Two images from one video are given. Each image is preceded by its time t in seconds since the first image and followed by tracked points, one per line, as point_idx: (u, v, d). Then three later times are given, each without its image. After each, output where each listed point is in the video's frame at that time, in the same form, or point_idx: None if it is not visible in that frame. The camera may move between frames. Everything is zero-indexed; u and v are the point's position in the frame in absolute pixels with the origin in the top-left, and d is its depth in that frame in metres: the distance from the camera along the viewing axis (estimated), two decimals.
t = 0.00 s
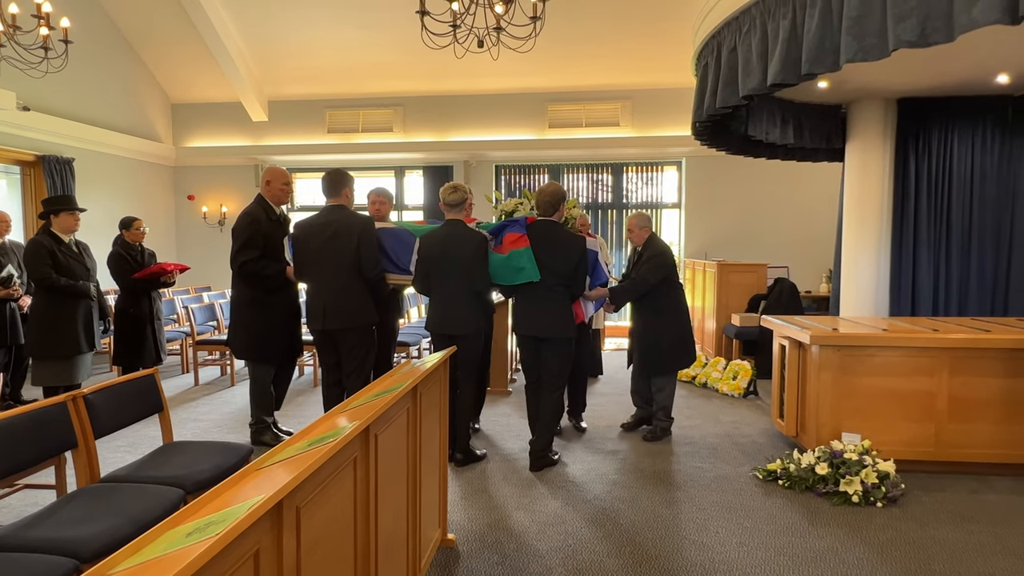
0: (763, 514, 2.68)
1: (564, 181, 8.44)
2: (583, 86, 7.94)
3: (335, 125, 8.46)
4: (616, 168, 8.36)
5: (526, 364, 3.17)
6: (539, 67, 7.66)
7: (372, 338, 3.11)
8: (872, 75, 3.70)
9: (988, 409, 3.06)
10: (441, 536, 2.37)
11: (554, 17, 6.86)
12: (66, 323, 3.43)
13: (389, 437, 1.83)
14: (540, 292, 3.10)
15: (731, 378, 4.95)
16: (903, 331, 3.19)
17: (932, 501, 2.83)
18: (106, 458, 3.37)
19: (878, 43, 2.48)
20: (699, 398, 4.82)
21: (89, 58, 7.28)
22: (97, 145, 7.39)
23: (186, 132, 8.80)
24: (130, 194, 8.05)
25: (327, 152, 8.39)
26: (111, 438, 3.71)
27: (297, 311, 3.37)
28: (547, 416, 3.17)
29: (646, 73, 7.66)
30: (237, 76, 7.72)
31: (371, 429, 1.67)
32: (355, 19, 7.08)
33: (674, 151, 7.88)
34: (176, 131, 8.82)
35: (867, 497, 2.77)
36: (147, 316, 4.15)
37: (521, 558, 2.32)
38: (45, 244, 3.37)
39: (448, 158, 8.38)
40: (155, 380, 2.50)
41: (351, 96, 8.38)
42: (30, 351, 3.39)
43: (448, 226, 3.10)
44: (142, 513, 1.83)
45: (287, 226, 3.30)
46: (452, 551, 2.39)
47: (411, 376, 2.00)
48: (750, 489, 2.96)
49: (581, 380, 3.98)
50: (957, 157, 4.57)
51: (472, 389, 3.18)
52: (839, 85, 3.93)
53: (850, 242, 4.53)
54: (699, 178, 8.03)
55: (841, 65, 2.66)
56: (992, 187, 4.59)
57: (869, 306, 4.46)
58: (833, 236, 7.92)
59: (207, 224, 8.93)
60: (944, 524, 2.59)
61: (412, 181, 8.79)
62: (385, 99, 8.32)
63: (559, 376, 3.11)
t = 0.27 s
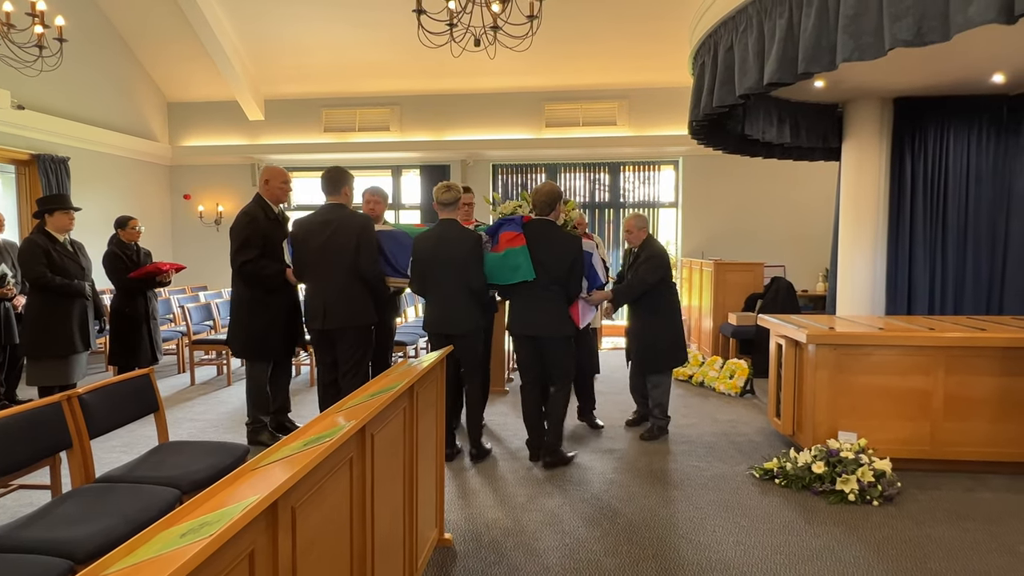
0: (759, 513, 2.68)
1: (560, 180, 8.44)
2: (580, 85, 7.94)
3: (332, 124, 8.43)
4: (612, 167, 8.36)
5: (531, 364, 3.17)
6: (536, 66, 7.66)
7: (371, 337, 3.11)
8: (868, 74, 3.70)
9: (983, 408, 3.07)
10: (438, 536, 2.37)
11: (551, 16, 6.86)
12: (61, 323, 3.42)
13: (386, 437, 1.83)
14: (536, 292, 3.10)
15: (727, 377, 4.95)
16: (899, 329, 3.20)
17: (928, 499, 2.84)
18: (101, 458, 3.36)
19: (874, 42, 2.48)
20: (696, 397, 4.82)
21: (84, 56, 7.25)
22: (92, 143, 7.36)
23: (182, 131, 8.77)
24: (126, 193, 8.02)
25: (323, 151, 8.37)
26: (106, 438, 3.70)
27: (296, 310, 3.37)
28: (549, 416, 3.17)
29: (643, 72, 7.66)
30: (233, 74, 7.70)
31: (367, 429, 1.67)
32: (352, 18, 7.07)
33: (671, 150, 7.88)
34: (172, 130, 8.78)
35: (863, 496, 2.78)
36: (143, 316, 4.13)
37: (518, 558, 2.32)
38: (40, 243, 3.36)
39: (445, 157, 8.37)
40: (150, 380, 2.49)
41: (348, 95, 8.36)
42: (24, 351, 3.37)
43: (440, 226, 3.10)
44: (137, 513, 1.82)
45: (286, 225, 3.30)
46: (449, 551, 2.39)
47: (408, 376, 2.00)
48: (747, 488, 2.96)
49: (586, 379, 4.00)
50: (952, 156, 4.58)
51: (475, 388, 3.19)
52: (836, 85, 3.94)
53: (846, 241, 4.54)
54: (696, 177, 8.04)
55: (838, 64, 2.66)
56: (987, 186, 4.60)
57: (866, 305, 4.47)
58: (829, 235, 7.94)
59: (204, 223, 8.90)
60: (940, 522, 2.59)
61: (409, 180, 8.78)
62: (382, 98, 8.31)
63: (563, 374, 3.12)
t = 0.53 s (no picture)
0: (757, 511, 2.69)
1: (558, 179, 8.44)
2: (577, 84, 7.94)
3: (329, 122, 8.40)
4: (610, 166, 8.36)
5: (532, 361, 3.17)
6: (534, 65, 7.65)
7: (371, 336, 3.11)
8: (865, 73, 3.71)
9: (980, 406, 3.07)
10: (436, 535, 2.37)
11: (548, 14, 6.85)
12: (57, 322, 3.41)
13: (383, 436, 1.83)
14: (536, 290, 3.10)
15: (724, 376, 4.95)
16: (895, 328, 3.20)
17: (924, 497, 2.84)
18: (97, 458, 3.34)
19: (871, 41, 2.48)
20: (693, 395, 4.82)
21: (79, 54, 7.22)
22: (88, 142, 7.33)
23: (178, 130, 8.74)
24: (122, 192, 7.99)
25: (321, 150, 8.35)
26: (102, 438, 3.68)
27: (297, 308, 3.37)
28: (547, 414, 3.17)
29: (640, 71, 7.65)
30: (230, 73, 7.67)
31: (365, 429, 1.66)
32: (349, 17, 7.05)
33: (668, 149, 7.88)
34: (168, 128, 8.75)
35: (860, 494, 2.78)
36: (139, 315, 4.12)
37: (515, 556, 2.32)
38: (35, 243, 3.34)
39: (442, 156, 8.36)
40: (146, 379, 2.48)
41: (345, 93, 8.34)
42: (20, 350, 3.36)
43: (442, 225, 3.12)
44: (133, 513, 1.81)
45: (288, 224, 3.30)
46: (447, 550, 2.38)
47: (405, 375, 2.00)
48: (744, 487, 2.96)
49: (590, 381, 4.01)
50: (949, 154, 4.59)
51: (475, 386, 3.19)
52: (834, 83, 3.94)
53: (843, 239, 4.55)
54: (693, 176, 8.04)
55: (835, 63, 2.66)
56: (984, 184, 4.61)
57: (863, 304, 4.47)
58: (826, 234, 7.95)
59: (200, 222, 8.87)
60: (936, 520, 2.60)
61: (406, 179, 8.77)
62: (379, 97, 8.29)
63: (563, 372, 3.11)
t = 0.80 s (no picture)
0: (753, 510, 2.69)
1: (555, 178, 8.44)
2: (574, 83, 7.94)
3: (325, 121, 8.39)
4: (607, 165, 8.36)
5: (537, 361, 3.17)
6: (531, 64, 7.65)
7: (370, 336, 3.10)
8: (861, 73, 3.72)
9: (975, 404, 3.09)
10: (433, 534, 2.37)
11: (545, 13, 6.85)
12: (52, 322, 3.39)
13: (380, 436, 1.82)
14: (545, 290, 3.11)
15: (721, 375, 4.97)
16: (891, 327, 3.21)
17: (920, 495, 2.85)
18: (93, 458, 3.33)
19: (867, 40, 2.49)
20: (690, 394, 4.83)
21: (74, 53, 7.19)
22: (83, 141, 7.30)
23: (174, 129, 8.71)
24: (118, 191, 7.96)
25: (317, 149, 8.33)
26: (98, 438, 3.67)
27: (298, 308, 3.35)
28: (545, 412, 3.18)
29: (637, 70, 7.66)
30: (226, 72, 7.65)
31: (361, 428, 1.66)
32: (345, 16, 7.04)
33: (665, 148, 7.89)
34: (164, 127, 8.72)
35: (856, 492, 2.79)
36: (135, 315, 4.10)
37: (512, 555, 2.32)
38: (30, 242, 3.33)
39: (439, 155, 8.36)
40: (142, 379, 2.47)
41: (341, 92, 8.32)
42: (14, 350, 3.34)
43: (445, 223, 3.12)
44: (128, 513, 1.81)
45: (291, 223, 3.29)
46: (443, 549, 2.38)
47: (402, 374, 1.99)
48: (741, 485, 2.97)
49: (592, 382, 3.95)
50: (944, 154, 4.61)
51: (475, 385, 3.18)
52: (830, 83, 3.95)
53: (840, 238, 4.57)
54: (690, 175, 8.06)
55: (831, 62, 2.67)
56: (979, 184, 4.63)
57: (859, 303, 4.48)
58: (822, 233, 7.97)
59: (196, 221, 8.85)
60: (932, 518, 2.61)
61: (403, 178, 8.77)
62: (376, 96, 8.28)
63: (571, 371, 3.12)
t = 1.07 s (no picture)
0: (748, 508, 2.70)
1: (551, 178, 8.44)
2: (570, 82, 7.94)
3: (321, 120, 8.36)
4: (603, 164, 8.37)
5: (545, 360, 3.17)
6: (526, 63, 7.64)
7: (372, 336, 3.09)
8: (856, 72, 3.73)
9: (968, 402, 3.10)
10: (429, 533, 2.37)
11: (540, 12, 6.84)
12: (45, 321, 3.38)
13: (376, 435, 1.82)
14: (555, 289, 3.12)
15: (717, 373, 4.98)
16: (885, 325, 3.22)
17: (914, 493, 2.87)
18: (87, 458, 3.32)
19: (862, 40, 2.49)
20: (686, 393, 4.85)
21: (68, 51, 7.15)
22: (77, 140, 7.27)
23: (168, 127, 8.67)
24: (112, 190, 7.93)
25: (312, 148, 8.31)
26: (92, 438, 3.65)
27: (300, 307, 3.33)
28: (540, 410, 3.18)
29: (632, 69, 7.66)
30: (221, 70, 7.62)
31: (356, 427, 1.66)
32: (341, 14, 7.02)
33: (661, 147, 7.90)
34: (158, 126, 8.68)
35: (851, 490, 2.80)
36: (129, 314, 4.08)
37: (507, 554, 2.32)
38: (23, 241, 3.31)
39: (435, 154, 8.35)
40: (136, 378, 2.46)
41: (337, 91, 8.30)
42: (7, 350, 3.32)
43: (448, 222, 3.10)
44: (122, 513, 1.80)
45: (292, 223, 3.27)
46: (439, 548, 2.38)
47: (397, 373, 1.99)
48: (736, 483, 2.98)
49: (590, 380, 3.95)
50: (938, 153, 4.63)
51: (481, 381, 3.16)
52: (825, 82, 3.97)
53: (834, 236, 4.58)
54: (686, 174, 8.07)
55: (826, 62, 2.67)
56: (973, 183, 4.65)
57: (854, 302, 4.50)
58: (817, 231, 8.00)
59: (191, 220, 8.82)
60: (926, 515, 2.62)
61: (399, 177, 8.76)
62: (371, 95, 8.27)
63: (579, 370, 3.11)
